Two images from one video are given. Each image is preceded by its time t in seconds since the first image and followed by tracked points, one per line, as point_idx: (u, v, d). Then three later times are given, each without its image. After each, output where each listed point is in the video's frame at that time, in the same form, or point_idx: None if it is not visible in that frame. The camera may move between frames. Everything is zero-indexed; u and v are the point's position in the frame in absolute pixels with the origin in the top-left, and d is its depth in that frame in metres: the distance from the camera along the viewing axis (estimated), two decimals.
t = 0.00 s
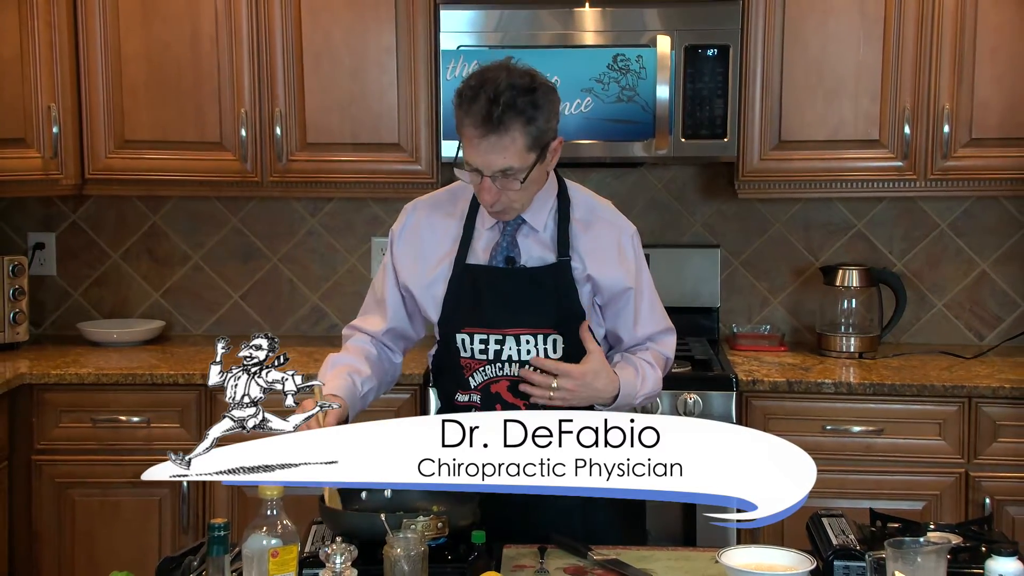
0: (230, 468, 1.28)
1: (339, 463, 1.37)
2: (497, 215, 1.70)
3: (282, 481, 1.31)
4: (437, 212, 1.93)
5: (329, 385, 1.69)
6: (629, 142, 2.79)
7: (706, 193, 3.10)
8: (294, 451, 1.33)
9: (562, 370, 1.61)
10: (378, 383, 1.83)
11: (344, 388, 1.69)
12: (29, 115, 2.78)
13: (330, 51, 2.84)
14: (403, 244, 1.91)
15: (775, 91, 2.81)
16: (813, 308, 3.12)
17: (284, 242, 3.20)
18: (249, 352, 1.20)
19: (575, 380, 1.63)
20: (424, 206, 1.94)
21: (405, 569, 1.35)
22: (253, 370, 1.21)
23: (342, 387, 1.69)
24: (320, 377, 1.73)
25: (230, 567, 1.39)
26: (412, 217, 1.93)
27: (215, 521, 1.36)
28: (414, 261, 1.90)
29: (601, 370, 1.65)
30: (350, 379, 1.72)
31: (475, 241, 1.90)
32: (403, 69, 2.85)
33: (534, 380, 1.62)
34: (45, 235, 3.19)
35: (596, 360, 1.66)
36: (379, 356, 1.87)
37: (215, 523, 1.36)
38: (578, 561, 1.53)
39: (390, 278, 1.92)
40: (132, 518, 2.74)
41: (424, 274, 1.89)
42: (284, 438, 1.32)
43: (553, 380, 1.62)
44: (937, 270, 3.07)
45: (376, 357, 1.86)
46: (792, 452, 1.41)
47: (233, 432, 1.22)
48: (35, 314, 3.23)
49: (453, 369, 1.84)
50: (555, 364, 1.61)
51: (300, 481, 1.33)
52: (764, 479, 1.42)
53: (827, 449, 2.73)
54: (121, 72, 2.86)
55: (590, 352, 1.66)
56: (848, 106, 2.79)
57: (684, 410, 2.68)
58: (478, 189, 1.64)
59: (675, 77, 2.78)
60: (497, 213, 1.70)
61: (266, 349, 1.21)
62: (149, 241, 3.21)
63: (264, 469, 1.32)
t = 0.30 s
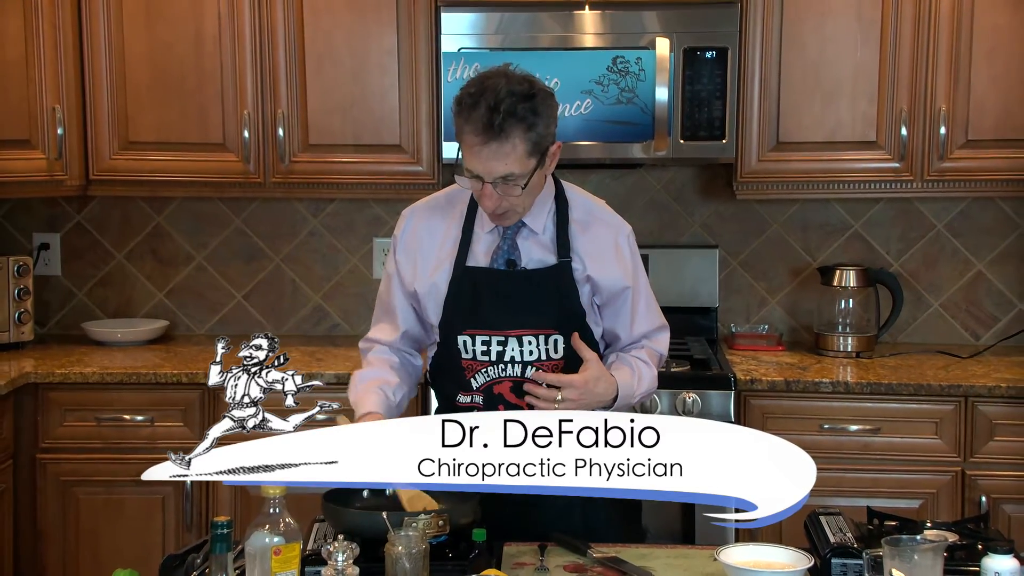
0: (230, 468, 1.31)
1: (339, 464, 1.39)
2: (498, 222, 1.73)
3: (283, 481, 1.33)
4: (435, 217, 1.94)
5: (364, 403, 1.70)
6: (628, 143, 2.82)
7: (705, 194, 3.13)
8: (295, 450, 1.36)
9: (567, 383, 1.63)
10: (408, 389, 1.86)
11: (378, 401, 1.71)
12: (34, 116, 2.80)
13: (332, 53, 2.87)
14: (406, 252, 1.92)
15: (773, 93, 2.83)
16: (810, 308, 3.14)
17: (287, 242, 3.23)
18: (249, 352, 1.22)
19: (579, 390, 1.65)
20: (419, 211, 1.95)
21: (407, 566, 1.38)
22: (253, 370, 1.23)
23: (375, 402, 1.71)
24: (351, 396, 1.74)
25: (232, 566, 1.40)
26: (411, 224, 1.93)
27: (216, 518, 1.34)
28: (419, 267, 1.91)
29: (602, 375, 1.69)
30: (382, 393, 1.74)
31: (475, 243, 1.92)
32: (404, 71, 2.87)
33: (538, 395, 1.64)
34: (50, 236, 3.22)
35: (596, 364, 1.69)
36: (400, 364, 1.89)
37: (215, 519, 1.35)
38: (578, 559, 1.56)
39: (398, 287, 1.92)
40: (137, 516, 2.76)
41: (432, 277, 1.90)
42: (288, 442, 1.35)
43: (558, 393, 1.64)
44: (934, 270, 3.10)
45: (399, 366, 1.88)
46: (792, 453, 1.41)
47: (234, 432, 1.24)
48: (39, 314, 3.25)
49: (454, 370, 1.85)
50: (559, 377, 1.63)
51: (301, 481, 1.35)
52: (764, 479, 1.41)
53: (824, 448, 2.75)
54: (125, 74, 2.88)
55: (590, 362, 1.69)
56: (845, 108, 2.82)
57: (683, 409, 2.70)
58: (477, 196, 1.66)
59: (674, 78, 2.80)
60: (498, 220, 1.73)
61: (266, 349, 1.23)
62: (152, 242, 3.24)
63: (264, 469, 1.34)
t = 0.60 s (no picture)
0: (230, 468, 1.31)
1: (339, 463, 1.38)
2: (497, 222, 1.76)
3: (283, 482, 1.33)
4: (432, 221, 1.96)
5: (373, 409, 1.71)
6: (627, 145, 2.85)
7: (704, 195, 3.16)
8: (294, 450, 1.35)
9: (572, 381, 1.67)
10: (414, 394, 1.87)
11: (387, 406, 1.72)
12: (39, 118, 2.82)
13: (334, 55, 2.90)
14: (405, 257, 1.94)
15: (771, 95, 2.86)
16: (808, 308, 3.17)
17: (289, 243, 3.26)
18: (249, 352, 1.21)
19: (585, 388, 1.69)
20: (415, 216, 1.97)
21: (409, 564, 1.39)
22: (253, 370, 1.22)
23: (385, 405, 1.72)
24: (360, 403, 1.75)
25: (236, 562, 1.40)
26: (409, 229, 1.95)
27: (219, 515, 1.35)
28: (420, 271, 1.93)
29: (603, 371, 1.71)
30: (390, 398, 1.75)
31: (473, 244, 1.94)
32: (405, 73, 2.90)
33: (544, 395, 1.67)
34: (55, 236, 3.25)
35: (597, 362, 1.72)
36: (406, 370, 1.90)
37: (218, 516, 1.36)
38: (578, 557, 1.58)
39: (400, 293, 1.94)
40: (141, 514, 2.79)
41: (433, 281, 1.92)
42: (288, 442, 1.35)
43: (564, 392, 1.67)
44: (931, 270, 3.13)
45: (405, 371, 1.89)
46: (792, 452, 1.40)
47: (233, 432, 1.23)
48: (44, 314, 3.28)
49: (455, 371, 1.87)
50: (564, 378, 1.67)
51: (300, 481, 1.35)
52: (763, 479, 1.40)
53: (821, 446, 2.78)
54: (130, 76, 2.91)
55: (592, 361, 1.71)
56: (842, 110, 2.85)
57: (682, 408, 2.73)
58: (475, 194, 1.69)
59: (673, 80, 2.83)
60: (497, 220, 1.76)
61: (266, 350, 1.22)
62: (156, 242, 3.26)
63: (264, 469, 1.34)
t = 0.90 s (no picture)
0: (230, 468, 1.30)
1: (339, 463, 1.36)
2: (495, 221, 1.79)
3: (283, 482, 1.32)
4: (429, 221, 1.97)
5: (376, 406, 1.73)
6: (627, 146, 2.87)
7: (703, 195, 3.18)
8: (294, 450, 1.34)
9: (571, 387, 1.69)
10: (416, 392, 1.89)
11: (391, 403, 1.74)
12: (43, 119, 2.84)
13: (337, 58, 2.92)
14: (404, 257, 1.95)
15: (770, 97, 2.88)
16: (806, 308, 3.20)
17: (292, 244, 3.28)
18: (249, 352, 1.23)
19: (583, 395, 1.71)
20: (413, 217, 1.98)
21: (410, 561, 1.41)
22: (253, 370, 1.23)
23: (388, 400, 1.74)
24: (363, 400, 1.77)
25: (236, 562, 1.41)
26: (406, 229, 1.97)
27: (222, 513, 1.36)
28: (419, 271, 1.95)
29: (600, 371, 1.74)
30: (393, 397, 1.77)
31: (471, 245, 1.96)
32: (407, 75, 2.92)
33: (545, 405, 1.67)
34: (60, 237, 3.27)
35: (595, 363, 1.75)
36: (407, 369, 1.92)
37: (220, 515, 1.37)
38: (578, 554, 1.61)
39: (400, 293, 1.95)
40: (145, 512, 2.81)
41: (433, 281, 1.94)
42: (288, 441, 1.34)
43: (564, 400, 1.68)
44: (928, 270, 3.15)
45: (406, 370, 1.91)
46: (793, 453, 1.37)
47: (233, 432, 1.24)
48: (49, 314, 3.30)
49: (454, 370, 1.89)
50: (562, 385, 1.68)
51: (300, 481, 1.34)
52: (764, 479, 1.37)
53: (820, 445, 2.80)
54: (134, 78, 2.94)
55: (590, 368, 1.73)
56: (840, 111, 2.87)
57: (682, 407, 2.75)
58: (473, 195, 1.71)
59: (672, 82, 2.85)
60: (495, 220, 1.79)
61: (266, 349, 1.23)
62: (160, 243, 3.29)
63: (264, 469, 1.33)
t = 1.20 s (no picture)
0: (230, 468, 1.31)
1: (339, 463, 1.36)
2: (491, 221, 1.80)
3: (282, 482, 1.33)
4: (426, 219, 1.99)
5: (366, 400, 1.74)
6: (627, 147, 2.89)
7: (702, 196, 3.20)
8: (294, 450, 1.35)
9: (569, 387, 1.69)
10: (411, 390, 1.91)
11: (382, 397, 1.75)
12: (48, 120, 2.86)
13: (339, 59, 2.94)
14: (401, 254, 1.98)
15: (769, 98, 2.90)
16: (805, 307, 3.22)
17: (295, 244, 3.30)
18: (249, 352, 1.24)
19: (581, 394, 1.71)
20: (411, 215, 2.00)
21: (411, 558, 1.42)
22: (253, 370, 1.25)
23: (377, 392, 1.75)
24: (353, 390, 1.79)
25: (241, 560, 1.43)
26: (404, 227, 1.99)
27: (225, 511, 1.37)
28: (415, 269, 1.97)
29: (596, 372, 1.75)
30: (386, 394, 1.78)
31: (468, 243, 1.98)
32: (409, 76, 2.94)
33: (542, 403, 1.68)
34: (64, 237, 3.29)
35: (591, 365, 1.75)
36: (402, 366, 1.94)
37: (224, 512, 1.38)
38: (579, 552, 1.63)
39: (397, 291, 1.97)
40: (149, 510, 2.84)
41: (429, 280, 1.96)
42: (286, 438, 1.34)
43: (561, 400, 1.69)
44: (926, 271, 3.17)
45: (401, 368, 1.94)
46: (793, 453, 1.37)
47: (234, 432, 1.26)
48: (53, 313, 3.32)
49: (451, 369, 1.92)
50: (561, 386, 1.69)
51: (299, 481, 1.34)
52: (764, 479, 1.37)
53: (818, 444, 2.82)
54: (138, 79, 2.96)
55: (586, 367, 1.74)
56: (839, 112, 2.89)
57: (681, 406, 2.77)
58: (470, 194, 1.73)
59: (672, 83, 2.87)
60: (491, 220, 1.80)
61: (266, 350, 1.25)
62: (164, 243, 3.31)
63: (263, 469, 1.34)
